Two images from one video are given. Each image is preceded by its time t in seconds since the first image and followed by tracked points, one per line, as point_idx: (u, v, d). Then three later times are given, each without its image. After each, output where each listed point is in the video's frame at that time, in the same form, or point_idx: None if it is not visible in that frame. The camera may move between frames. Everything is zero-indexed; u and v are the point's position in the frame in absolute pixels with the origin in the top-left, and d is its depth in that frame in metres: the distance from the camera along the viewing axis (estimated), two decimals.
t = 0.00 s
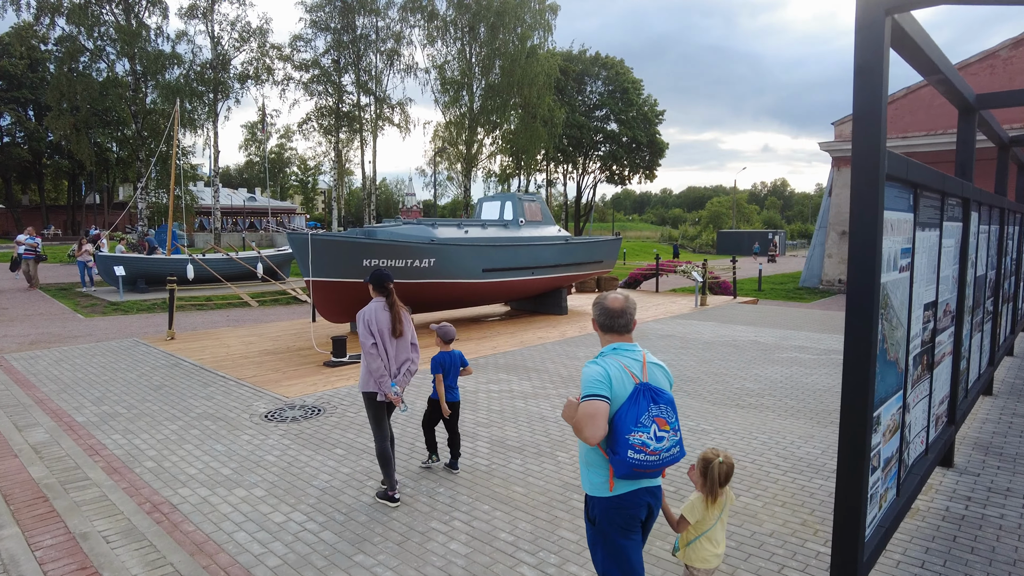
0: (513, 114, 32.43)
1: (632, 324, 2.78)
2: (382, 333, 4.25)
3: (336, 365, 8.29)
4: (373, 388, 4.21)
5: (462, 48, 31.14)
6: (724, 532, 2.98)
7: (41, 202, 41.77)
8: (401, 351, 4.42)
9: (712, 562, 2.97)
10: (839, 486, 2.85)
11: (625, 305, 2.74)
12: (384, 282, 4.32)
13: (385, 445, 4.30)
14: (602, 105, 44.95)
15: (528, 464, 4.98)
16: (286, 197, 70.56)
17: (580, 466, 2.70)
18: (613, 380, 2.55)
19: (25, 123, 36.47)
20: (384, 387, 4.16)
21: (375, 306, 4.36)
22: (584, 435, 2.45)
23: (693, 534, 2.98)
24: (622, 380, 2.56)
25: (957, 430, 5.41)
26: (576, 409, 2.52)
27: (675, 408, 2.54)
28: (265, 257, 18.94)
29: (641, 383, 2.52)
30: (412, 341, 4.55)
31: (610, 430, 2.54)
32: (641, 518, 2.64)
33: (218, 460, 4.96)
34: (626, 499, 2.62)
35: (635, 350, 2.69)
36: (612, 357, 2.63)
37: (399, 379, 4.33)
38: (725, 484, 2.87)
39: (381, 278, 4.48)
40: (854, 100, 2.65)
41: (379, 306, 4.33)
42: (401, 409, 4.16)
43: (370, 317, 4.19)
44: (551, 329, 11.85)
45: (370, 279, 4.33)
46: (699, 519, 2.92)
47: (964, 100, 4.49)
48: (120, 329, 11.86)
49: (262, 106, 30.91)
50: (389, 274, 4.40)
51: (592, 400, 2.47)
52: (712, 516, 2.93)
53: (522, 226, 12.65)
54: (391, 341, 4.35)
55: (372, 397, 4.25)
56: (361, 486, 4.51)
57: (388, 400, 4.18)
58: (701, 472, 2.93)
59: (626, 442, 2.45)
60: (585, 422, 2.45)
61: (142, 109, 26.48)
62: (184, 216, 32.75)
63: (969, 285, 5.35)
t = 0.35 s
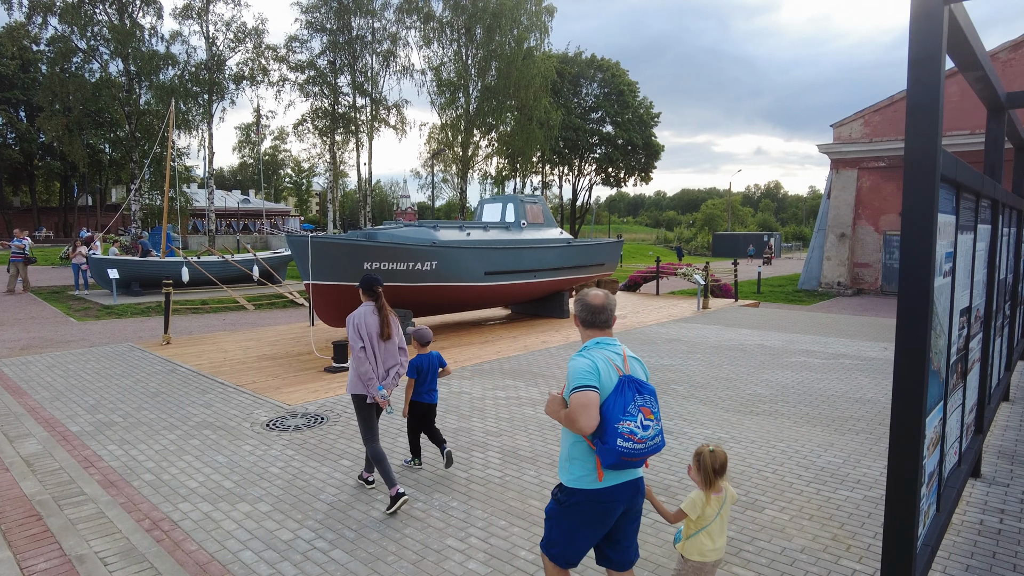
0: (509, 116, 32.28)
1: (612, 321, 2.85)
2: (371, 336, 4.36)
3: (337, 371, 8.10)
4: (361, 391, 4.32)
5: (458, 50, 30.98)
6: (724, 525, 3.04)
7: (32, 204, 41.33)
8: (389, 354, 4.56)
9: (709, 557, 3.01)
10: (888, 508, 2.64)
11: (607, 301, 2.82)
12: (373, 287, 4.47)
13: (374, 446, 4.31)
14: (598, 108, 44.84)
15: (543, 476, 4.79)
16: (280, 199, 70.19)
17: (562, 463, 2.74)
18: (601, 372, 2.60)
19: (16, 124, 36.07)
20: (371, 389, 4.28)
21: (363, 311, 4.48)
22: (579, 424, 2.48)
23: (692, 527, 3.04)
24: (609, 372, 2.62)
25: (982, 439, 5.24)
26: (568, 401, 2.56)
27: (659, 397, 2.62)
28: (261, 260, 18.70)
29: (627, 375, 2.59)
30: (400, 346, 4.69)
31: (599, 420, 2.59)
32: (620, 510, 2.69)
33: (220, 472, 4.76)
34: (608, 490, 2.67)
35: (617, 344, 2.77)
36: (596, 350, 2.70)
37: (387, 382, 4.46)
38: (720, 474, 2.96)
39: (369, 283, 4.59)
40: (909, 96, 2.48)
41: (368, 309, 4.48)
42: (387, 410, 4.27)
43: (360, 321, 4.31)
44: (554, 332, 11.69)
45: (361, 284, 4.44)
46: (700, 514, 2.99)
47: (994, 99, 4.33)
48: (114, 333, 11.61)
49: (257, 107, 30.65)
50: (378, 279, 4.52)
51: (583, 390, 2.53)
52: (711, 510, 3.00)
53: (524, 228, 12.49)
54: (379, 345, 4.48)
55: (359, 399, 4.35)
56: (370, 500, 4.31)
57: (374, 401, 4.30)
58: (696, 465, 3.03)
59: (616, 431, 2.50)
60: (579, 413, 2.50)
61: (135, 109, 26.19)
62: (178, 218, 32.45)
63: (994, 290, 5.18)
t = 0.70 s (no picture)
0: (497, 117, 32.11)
1: (571, 324, 2.96)
2: (351, 331, 4.45)
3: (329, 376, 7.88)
4: (342, 386, 4.41)
5: (445, 50, 30.78)
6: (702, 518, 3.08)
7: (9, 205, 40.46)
8: (367, 349, 4.66)
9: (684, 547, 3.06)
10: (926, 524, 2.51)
11: (564, 304, 2.92)
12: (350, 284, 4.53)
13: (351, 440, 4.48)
14: (585, 109, 44.85)
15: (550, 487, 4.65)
16: (263, 200, 69.43)
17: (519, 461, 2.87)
18: (549, 376, 2.73)
19: None
20: (353, 383, 4.37)
21: (341, 307, 4.53)
22: (523, 429, 2.63)
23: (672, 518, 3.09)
24: (559, 377, 2.73)
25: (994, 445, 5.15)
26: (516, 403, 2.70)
27: (606, 402, 2.74)
28: (247, 261, 18.38)
29: (575, 379, 2.71)
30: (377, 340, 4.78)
31: (546, 424, 2.71)
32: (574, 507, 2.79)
33: (211, 486, 4.53)
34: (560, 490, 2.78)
35: (572, 347, 2.87)
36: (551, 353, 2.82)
37: (367, 376, 4.57)
38: (698, 467, 3.03)
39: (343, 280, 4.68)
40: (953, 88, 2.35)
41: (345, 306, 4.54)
42: (370, 404, 4.38)
43: (340, 317, 4.38)
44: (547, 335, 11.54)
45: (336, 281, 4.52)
46: (677, 505, 3.05)
47: (1011, 97, 4.23)
48: (96, 337, 11.27)
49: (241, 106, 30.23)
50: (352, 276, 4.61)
51: (529, 396, 2.66)
52: (687, 502, 3.04)
53: (517, 229, 12.32)
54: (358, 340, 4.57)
55: (339, 395, 4.45)
56: (370, 513, 4.13)
57: (358, 395, 4.39)
58: (677, 458, 3.09)
59: (560, 435, 2.64)
60: (523, 417, 2.64)
61: (116, 109, 25.68)
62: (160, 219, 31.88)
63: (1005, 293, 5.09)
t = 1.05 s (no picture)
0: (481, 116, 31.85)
1: (541, 319, 2.95)
2: (309, 336, 4.41)
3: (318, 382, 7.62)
4: (301, 389, 4.41)
5: (430, 49, 30.47)
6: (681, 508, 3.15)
7: None
8: (329, 351, 4.63)
9: (669, 537, 3.12)
10: (982, 538, 2.33)
11: (533, 299, 2.91)
12: (307, 286, 4.47)
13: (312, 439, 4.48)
14: (570, 109, 44.76)
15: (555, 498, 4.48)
16: (243, 201, 68.47)
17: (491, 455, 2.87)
18: (512, 370, 2.73)
19: None
20: (310, 388, 4.37)
21: (301, 311, 4.49)
22: (482, 421, 2.64)
23: (656, 512, 3.13)
24: (522, 370, 2.73)
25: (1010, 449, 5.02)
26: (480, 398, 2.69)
27: (571, 395, 2.71)
28: (229, 262, 17.99)
29: (538, 372, 2.70)
30: (341, 341, 4.73)
31: (508, 416, 2.72)
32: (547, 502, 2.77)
33: (196, 502, 4.27)
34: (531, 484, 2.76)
35: (540, 341, 2.87)
36: (517, 348, 2.82)
37: (328, 379, 4.54)
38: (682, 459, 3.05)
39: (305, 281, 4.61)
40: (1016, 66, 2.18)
41: (304, 310, 4.51)
42: (327, 409, 4.35)
43: (295, 322, 4.35)
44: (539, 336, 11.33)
45: (292, 285, 4.45)
46: (665, 499, 3.08)
47: None
48: (72, 341, 10.89)
49: (222, 105, 29.70)
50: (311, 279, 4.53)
51: (490, 390, 2.65)
52: (675, 493, 3.08)
53: (508, 229, 12.10)
54: (319, 343, 4.53)
55: (300, 398, 4.45)
56: (368, 530, 3.89)
57: (316, 400, 4.39)
58: (656, 452, 3.08)
59: (519, 428, 2.64)
60: (482, 411, 2.64)
61: (93, 106, 25.07)
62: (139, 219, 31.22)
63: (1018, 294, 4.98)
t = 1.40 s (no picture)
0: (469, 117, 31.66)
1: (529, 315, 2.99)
2: (284, 333, 4.34)
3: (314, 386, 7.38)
4: (276, 389, 4.32)
5: (417, 48, 30.24)
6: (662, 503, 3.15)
7: None
8: (303, 349, 4.56)
9: (649, 529, 3.12)
10: None
11: (522, 296, 2.95)
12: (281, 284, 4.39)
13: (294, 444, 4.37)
14: (557, 109, 44.69)
15: (569, 509, 4.32)
16: (227, 200, 67.66)
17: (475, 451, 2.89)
18: (502, 364, 2.78)
19: None
20: (286, 386, 4.28)
21: (273, 309, 4.40)
22: (474, 412, 2.65)
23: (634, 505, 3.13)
24: (512, 364, 2.78)
25: None
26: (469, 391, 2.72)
27: (560, 388, 2.79)
28: (216, 263, 17.61)
29: (528, 366, 2.76)
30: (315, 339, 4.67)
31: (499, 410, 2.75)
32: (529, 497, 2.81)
33: (192, 517, 4.04)
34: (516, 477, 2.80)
35: (528, 337, 2.92)
36: (504, 344, 2.85)
37: (303, 378, 4.47)
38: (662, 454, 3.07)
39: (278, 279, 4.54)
40: None
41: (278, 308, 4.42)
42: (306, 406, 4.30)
43: (271, 319, 4.28)
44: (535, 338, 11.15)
45: (267, 282, 4.38)
46: (642, 492, 3.09)
47: None
48: (55, 344, 10.54)
49: (207, 103, 29.24)
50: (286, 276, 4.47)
51: (481, 382, 2.69)
52: (655, 487, 3.10)
53: (503, 229, 11.90)
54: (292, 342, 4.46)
55: (275, 397, 4.36)
56: (376, 546, 3.68)
57: (291, 398, 4.32)
58: (635, 445, 3.11)
59: (513, 419, 2.68)
60: (473, 402, 2.67)
61: (75, 104, 24.54)
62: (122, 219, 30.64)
63: None
